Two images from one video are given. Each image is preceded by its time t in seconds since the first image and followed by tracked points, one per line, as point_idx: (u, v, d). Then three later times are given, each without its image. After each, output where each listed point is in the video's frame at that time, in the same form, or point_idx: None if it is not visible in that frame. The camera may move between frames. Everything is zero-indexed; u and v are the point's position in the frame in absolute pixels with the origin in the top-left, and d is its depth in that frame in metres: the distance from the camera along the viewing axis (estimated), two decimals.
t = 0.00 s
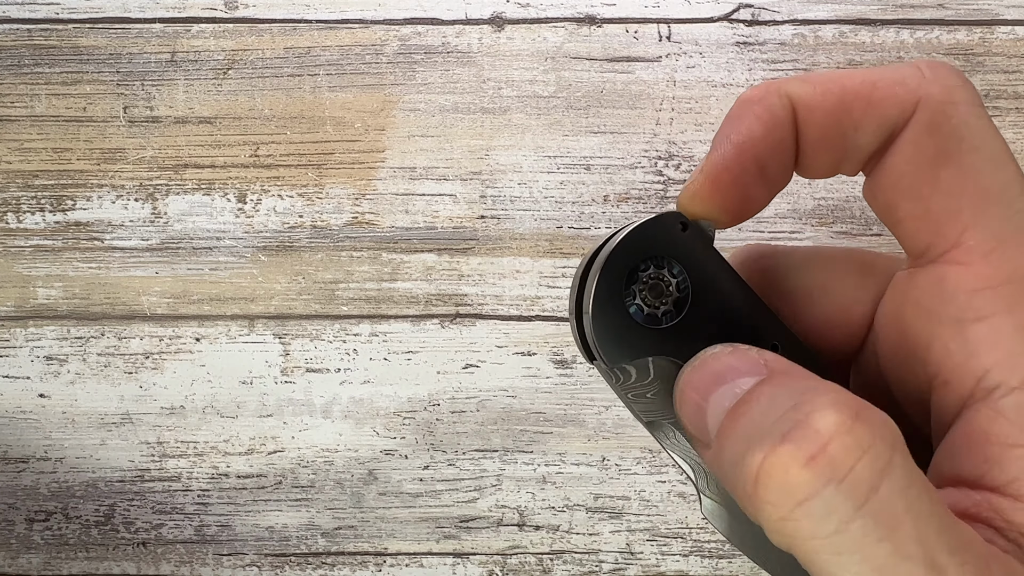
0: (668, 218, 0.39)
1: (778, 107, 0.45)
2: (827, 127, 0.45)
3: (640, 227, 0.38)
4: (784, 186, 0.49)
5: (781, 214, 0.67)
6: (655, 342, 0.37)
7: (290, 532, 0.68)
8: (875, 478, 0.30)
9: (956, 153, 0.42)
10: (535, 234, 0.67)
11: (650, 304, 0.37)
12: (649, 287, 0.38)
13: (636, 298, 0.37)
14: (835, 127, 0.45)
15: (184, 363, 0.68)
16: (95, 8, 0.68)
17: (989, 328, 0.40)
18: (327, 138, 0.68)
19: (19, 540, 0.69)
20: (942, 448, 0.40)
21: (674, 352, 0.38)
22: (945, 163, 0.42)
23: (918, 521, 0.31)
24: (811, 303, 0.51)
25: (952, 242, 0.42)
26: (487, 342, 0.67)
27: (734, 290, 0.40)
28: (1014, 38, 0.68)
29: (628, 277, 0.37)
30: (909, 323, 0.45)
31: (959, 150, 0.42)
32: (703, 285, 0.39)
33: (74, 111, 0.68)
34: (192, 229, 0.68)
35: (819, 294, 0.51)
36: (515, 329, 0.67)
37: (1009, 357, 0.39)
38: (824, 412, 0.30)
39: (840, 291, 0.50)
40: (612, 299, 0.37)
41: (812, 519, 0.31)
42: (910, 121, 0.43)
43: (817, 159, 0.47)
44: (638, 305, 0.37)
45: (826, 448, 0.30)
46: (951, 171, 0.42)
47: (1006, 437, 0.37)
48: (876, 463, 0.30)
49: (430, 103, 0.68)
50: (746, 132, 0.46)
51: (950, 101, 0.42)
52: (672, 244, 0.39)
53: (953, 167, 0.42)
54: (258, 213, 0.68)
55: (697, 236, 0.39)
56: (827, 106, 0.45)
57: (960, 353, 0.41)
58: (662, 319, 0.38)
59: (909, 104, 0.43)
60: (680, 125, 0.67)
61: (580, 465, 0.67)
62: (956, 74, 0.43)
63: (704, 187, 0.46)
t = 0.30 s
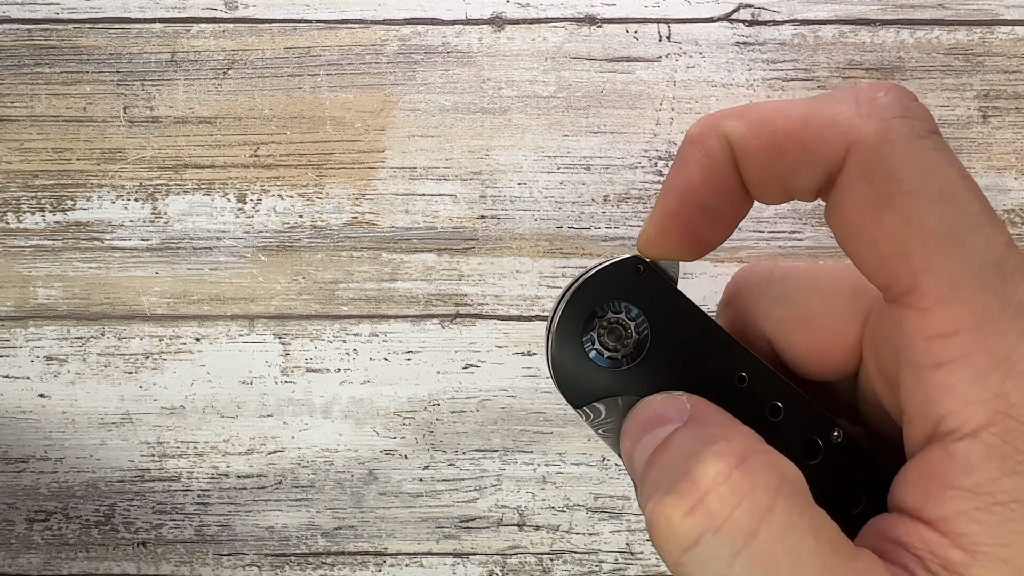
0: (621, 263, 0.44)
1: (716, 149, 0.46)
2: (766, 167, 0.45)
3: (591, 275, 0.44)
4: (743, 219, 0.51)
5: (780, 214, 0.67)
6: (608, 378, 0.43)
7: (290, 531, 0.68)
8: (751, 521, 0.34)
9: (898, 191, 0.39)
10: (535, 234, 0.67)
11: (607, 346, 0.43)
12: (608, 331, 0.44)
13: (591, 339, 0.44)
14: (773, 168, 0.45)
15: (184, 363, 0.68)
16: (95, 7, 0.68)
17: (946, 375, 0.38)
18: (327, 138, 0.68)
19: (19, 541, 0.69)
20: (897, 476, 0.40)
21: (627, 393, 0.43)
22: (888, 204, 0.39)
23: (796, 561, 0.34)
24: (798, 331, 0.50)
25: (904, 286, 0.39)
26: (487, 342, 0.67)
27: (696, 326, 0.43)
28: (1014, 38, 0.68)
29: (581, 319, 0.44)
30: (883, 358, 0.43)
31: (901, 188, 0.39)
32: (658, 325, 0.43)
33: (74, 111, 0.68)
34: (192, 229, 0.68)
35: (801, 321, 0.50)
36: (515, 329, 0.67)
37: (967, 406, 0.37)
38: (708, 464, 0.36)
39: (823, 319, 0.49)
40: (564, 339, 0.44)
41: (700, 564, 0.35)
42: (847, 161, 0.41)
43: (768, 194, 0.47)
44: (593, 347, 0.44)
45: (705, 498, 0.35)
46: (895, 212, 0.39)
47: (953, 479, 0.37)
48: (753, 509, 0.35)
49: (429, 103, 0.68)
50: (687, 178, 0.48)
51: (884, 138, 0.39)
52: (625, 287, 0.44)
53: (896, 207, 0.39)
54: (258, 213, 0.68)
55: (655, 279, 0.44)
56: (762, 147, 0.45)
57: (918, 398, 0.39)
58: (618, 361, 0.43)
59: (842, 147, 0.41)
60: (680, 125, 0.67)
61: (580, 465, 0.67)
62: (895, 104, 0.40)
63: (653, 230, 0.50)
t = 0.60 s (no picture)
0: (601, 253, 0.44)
1: (693, 140, 0.46)
2: (743, 158, 0.45)
3: (573, 266, 0.43)
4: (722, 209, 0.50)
5: (780, 214, 0.67)
6: (591, 370, 0.43)
7: (290, 531, 0.68)
8: (737, 510, 0.34)
9: (876, 181, 0.37)
10: (534, 234, 0.67)
11: (589, 336, 0.43)
12: (588, 322, 0.43)
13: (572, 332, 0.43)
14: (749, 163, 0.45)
15: (184, 362, 0.68)
16: (95, 8, 0.68)
17: (931, 365, 0.36)
18: (327, 138, 0.68)
19: (19, 540, 0.69)
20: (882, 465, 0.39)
21: (607, 384, 0.42)
22: (866, 193, 0.38)
23: (782, 551, 0.33)
24: (782, 318, 0.50)
25: (888, 277, 0.37)
26: (487, 342, 0.67)
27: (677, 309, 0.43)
28: (1014, 38, 0.68)
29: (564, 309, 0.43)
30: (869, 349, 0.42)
31: (879, 178, 0.37)
32: (639, 315, 0.43)
33: (74, 111, 0.68)
34: (192, 229, 0.68)
35: (785, 308, 0.49)
36: (515, 329, 0.66)
37: (950, 394, 0.36)
38: (691, 453, 0.35)
39: (805, 306, 0.48)
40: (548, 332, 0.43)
41: (682, 551, 0.35)
42: (825, 152, 0.40)
43: (746, 184, 0.47)
44: (575, 338, 0.43)
45: (689, 486, 0.34)
46: (874, 201, 0.37)
47: (936, 466, 0.36)
48: (737, 496, 0.34)
49: (429, 103, 0.68)
50: (664, 168, 0.47)
51: (861, 128, 0.38)
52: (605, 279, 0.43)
53: (875, 196, 0.37)
54: (258, 213, 0.68)
55: (633, 269, 0.44)
56: (739, 138, 0.44)
57: (903, 387, 0.38)
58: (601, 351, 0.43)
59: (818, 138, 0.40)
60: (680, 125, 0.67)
61: (580, 465, 0.67)
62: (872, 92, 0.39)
63: (631, 223, 0.48)
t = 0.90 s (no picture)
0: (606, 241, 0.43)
1: (699, 128, 0.46)
2: (748, 147, 0.45)
3: (581, 252, 0.43)
4: (726, 200, 0.51)
5: (780, 214, 0.67)
6: (596, 362, 0.42)
7: (290, 532, 0.68)
8: (759, 478, 0.33)
9: (881, 165, 0.38)
10: (534, 234, 0.67)
11: (596, 323, 0.42)
12: (596, 308, 0.43)
13: (578, 319, 0.42)
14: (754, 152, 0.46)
15: (184, 363, 0.68)
16: (95, 8, 0.68)
17: (934, 343, 0.37)
18: (327, 138, 0.68)
19: (19, 540, 0.69)
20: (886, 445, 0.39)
21: (616, 370, 0.42)
22: (871, 177, 0.39)
23: (804, 517, 0.33)
24: (787, 310, 0.50)
25: (892, 258, 0.38)
26: (487, 342, 0.67)
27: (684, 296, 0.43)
28: (1013, 38, 0.68)
29: (569, 297, 0.43)
30: (871, 332, 0.43)
31: (884, 161, 0.38)
32: (647, 303, 0.43)
33: (74, 111, 0.68)
34: (192, 229, 0.68)
35: (789, 300, 0.50)
36: (515, 329, 0.67)
37: (954, 371, 0.37)
38: (712, 421, 0.34)
39: (808, 296, 0.49)
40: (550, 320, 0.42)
41: (703, 521, 0.34)
42: (830, 138, 0.41)
43: (750, 173, 0.48)
44: (582, 325, 0.42)
45: (710, 453, 0.34)
46: (879, 184, 0.38)
47: (941, 443, 0.37)
48: (758, 463, 0.33)
49: (430, 103, 0.68)
50: (671, 157, 0.48)
51: (867, 114, 0.39)
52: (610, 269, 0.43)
53: (880, 179, 0.38)
54: (258, 213, 0.68)
55: (641, 256, 0.43)
56: (747, 125, 0.44)
57: (908, 365, 0.38)
58: (609, 336, 0.42)
59: (824, 124, 0.41)
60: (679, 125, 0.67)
61: (580, 465, 0.67)
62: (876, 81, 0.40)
63: (637, 210, 0.49)
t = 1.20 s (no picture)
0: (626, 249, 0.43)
1: (724, 138, 0.46)
2: (773, 155, 0.45)
3: (600, 265, 0.43)
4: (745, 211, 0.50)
5: (781, 214, 0.67)
6: (613, 373, 0.42)
7: (290, 531, 0.68)
8: (761, 517, 0.34)
9: (903, 177, 0.38)
10: (534, 234, 0.67)
11: (613, 336, 0.42)
12: (614, 321, 0.42)
13: (595, 330, 0.42)
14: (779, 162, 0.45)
15: (184, 362, 0.68)
16: (95, 7, 0.68)
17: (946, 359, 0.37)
18: (327, 138, 0.68)
19: (19, 541, 0.69)
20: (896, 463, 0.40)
21: (633, 382, 0.42)
22: (891, 189, 0.38)
23: (806, 558, 0.34)
24: (795, 320, 0.50)
25: (907, 272, 0.38)
26: (487, 342, 0.67)
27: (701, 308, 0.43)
28: (1013, 38, 0.68)
29: (588, 309, 0.42)
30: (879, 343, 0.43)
31: (906, 173, 0.38)
32: (665, 316, 0.42)
33: (74, 111, 0.68)
34: (192, 229, 0.68)
35: (796, 310, 0.50)
36: (515, 329, 0.67)
37: (964, 389, 0.37)
38: (716, 460, 0.35)
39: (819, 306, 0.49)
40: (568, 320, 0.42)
41: (706, 557, 0.35)
42: (853, 147, 0.40)
43: (772, 182, 0.47)
44: (598, 338, 0.42)
45: (714, 494, 0.35)
46: (898, 195, 0.38)
47: (952, 464, 0.37)
48: (761, 505, 0.34)
49: (430, 103, 0.68)
50: (695, 165, 0.47)
51: (891, 123, 0.39)
52: (629, 278, 0.43)
53: (899, 191, 0.38)
54: (258, 213, 0.68)
55: (661, 268, 0.43)
56: (771, 133, 0.44)
57: (917, 380, 0.38)
58: (626, 350, 0.42)
59: (847, 132, 0.40)
60: (680, 126, 0.67)
61: (580, 465, 0.67)
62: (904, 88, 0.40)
63: (659, 218, 0.48)
